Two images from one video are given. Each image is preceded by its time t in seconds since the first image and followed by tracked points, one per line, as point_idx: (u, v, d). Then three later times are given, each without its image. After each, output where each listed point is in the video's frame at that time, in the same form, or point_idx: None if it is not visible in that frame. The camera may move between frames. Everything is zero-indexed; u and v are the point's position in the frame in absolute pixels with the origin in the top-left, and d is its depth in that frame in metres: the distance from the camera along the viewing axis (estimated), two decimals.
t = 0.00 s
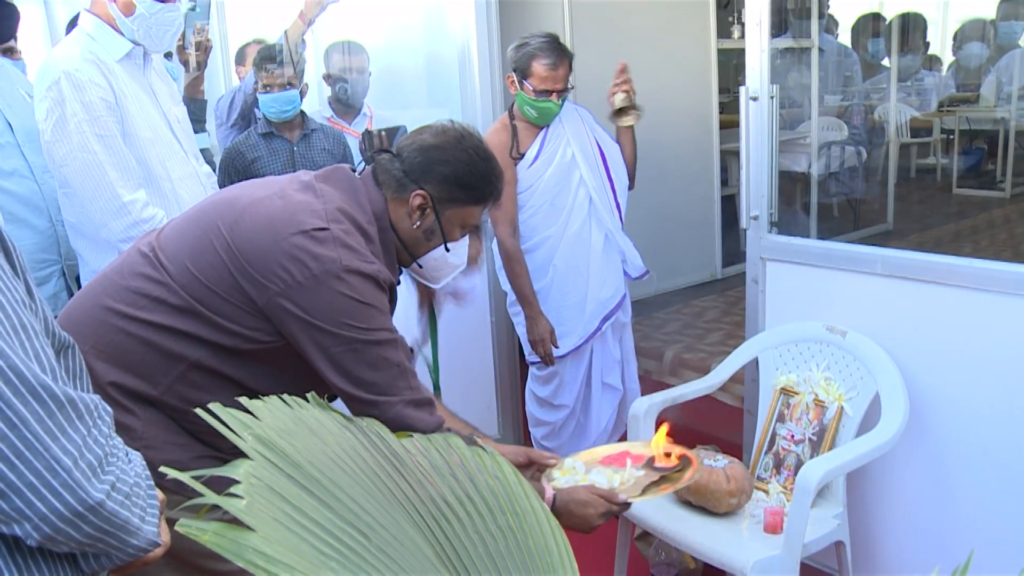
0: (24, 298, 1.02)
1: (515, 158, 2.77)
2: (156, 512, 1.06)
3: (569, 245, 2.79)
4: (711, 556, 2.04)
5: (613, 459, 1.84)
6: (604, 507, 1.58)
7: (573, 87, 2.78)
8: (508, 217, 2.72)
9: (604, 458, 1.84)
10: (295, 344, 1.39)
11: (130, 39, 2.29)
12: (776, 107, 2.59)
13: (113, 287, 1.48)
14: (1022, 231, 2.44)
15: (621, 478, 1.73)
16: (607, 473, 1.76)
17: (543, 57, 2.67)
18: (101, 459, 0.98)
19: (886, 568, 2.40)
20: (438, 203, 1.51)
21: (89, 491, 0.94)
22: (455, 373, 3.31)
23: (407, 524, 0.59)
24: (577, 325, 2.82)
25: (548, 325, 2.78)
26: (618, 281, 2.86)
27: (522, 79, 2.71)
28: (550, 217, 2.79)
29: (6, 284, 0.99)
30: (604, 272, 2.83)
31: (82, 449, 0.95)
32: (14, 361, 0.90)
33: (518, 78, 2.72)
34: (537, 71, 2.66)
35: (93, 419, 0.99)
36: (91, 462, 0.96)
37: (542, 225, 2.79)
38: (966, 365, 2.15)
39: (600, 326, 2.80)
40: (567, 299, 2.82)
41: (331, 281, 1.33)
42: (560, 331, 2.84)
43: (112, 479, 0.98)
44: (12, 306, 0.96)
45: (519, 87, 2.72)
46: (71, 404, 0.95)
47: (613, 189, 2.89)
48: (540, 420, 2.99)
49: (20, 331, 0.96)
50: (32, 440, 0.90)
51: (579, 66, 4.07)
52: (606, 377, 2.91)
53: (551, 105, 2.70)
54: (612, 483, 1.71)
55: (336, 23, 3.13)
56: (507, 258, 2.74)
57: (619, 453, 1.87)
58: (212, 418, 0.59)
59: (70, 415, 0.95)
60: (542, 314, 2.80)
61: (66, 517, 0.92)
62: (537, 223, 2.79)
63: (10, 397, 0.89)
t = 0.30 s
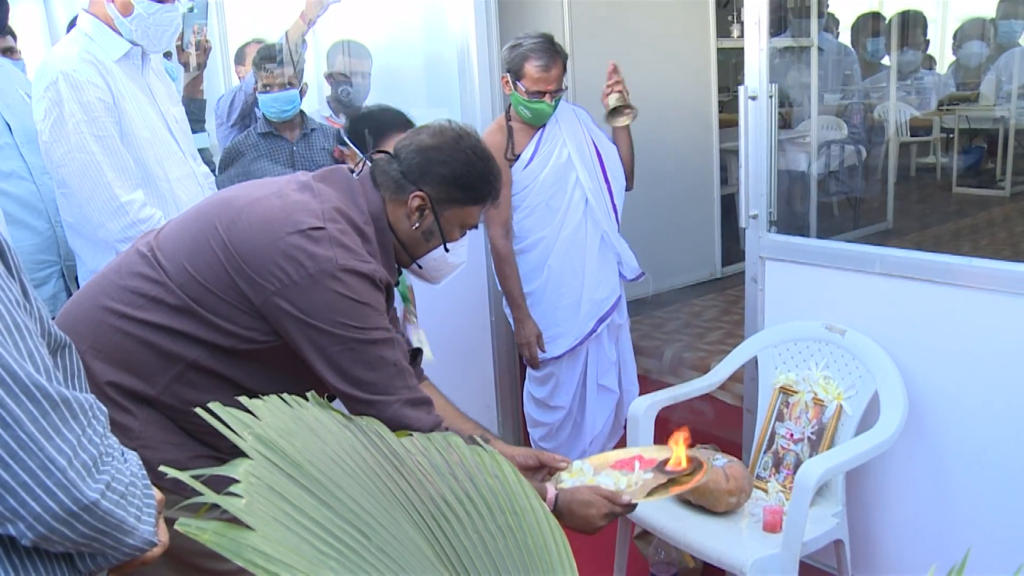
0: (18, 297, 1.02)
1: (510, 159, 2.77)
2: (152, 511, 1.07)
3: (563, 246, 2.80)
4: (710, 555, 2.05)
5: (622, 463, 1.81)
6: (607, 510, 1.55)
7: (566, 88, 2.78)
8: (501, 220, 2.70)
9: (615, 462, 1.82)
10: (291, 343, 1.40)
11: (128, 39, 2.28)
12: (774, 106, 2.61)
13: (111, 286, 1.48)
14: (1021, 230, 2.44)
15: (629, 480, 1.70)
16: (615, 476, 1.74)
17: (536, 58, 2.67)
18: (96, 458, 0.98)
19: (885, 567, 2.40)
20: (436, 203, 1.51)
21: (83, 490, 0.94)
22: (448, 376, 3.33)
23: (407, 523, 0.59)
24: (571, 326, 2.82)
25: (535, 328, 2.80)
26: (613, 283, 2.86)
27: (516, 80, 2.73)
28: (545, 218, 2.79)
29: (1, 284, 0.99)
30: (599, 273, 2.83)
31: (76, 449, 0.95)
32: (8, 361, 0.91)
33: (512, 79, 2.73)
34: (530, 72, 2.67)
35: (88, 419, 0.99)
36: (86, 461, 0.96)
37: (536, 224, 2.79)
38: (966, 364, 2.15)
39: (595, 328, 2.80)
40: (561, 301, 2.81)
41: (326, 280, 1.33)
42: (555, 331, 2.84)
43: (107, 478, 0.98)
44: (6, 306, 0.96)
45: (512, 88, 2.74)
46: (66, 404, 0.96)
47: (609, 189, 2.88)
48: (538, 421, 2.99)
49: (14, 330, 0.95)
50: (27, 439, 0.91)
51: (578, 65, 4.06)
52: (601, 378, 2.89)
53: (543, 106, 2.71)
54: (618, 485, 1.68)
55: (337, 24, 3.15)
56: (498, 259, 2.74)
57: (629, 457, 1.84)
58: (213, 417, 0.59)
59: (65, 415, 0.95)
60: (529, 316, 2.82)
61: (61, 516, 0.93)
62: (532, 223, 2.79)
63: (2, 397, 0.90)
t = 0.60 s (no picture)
0: (13, 302, 1.02)
1: (504, 164, 2.78)
2: (147, 514, 1.07)
3: (559, 249, 2.80)
4: (710, 557, 2.04)
5: (597, 484, 1.86)
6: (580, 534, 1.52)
7: (558, 93, 2.78)
8: (494, 223, 2.73)
9: (589, 483, 1.86)
10: (292, 351, 1.40)
11: (125, 42, 2.29)
12: (772, 108, 2.62)
13: (113, 289, 1.48)
14: (1019, 232, 2.44)
15: (602, 504, 1.73)
16: (589, 498, 1.78)
17: (529, 62, 2.67)
18: (90, 462, 0.98)
19: (883, 568, 2.40)
20: (437, 211, 1.52)
21: (78, 494, 0.95)
22: (440, 379, 3.30)
23: (405, 525, 0.59)
24: (563, 330, 2.83)
25: (526, 330, 2.82)
26: (607, 288, 2.86)
27: (509, 83, 2.73)
28: (540, 221, 2.79)
29: None
30: (593, 277, 2.83)
31: (71, 452, 0.95)
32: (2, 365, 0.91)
33: (505, 82, 2.73)
34: (523, 75, 2.67)
35: (82, 422, 0.99)
36: (81, 465, 0.96)
37: (530, 229, 2.80)
38: (963, 365, 2.15)
39: (587, 333, 2.81)
40: (555, 305, 2.82)
41: (332, 293, 1.34)
42: (548, 335, 2.84)
43: (102, 481, 0.99)
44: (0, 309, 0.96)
45: (507, 91, 2.74)
46: (60, 407, 0.95)
47: (604, 193, 2.87)
48: (535, 424, 2.98)
49: (8, 334, 0.95)
50: (20, 443, 0.91)
51: (576, 68, 4.07)
52: (596, 382, 2.90)
53: (537, 110, 2.70)
54: (592, 510, 1.71)
55: (335, 27, 3.15)
56: (489, 262, 2.76)
57: (604, 478, 1.89)
58: (213, 419, 0.59)
59: (59, 419, 0.95)
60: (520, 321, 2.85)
61: (55, 520, 0.93)
62: (524, 228, 2.80)
63: None
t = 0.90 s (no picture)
0: (7, 302, 1.01)
1: (505, 163, 2.78)
2: (142, 514, 1.07)
3: (557, 251, 2.80)
4: (706, 557, 2.04)
5: (562, 470, 1.90)
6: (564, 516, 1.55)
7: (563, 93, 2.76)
8: (492, 223, 2.75)
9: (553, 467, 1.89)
10: (297, 351, 1.41)
11: (121, 42, 2.29)
12: (770, 108, 2.60)
13: (113, 288, 1.48)
14: (1017, 232, 2.44)
15: (575, 488, 1.79)
16: (560, 484, 1.80)
17: (533, 61, 2.67)
18: (85, 462, 0.98)
19: (881, 568, 2.40)
20: (435, 210, 1.52)
21: (72, 493, 0.95)
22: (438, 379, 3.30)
23: (402, 526, 0.59)
24: (561, 331, 2.83)
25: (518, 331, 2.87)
26: (606, 290, 2.85)
27: (514, 82, 2.73)
28: (540, 221, 2.79)
29: None
30: (592, 280, 2.82)
31: (65, 452, 0.95)
32: None
33: (510, 80, 2.74)
34: (527, 75, 2.68)
35: (77, 422, 0.99)
36: (75, 465, 0.96)
37: (530, 229, 2.80)
38: (961, 365, 2.15)
39: (584, 335, 2.81)
40: (554, 305, 2.82)
41: (339, 294, 1.35)
42: (546, 336, 2.85)
43: (96, 481, 0.98)
44: None
45: (512, 90, 2.74)
46: (54, 407, 0.95)
47: (607, 195, 2.86)
48: (531, 423, 3.00)
49: (3, 334, 0.95)
50: (14, 443, 0.91)
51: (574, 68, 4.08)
52: (591, 385, 2.89)
53: (539, 110, 2.71)
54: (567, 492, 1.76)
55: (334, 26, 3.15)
56: (486, 261, 2.80)
57: (566, 464, 1.91)
58: (210, 420, 0.59)
59: (53, 419, 0.95)
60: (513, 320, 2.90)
61: (49, 520, 0.93)
62: (524, 228, 2.80)
63: None
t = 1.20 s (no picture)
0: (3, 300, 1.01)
1: (517, 159, 2.79)
2: (141, 512, 1.07)
3: (566, 251, 2.80)
4: (705, 556, 2.04)
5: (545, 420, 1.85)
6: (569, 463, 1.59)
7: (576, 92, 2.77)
8: (501, 218, 2.80)
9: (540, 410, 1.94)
10: (303, 338, 1.42)
11: (118, 41, 2.29)
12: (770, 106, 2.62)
13: (112, 285, 1.47)
14: (1017, 231, 2.44)
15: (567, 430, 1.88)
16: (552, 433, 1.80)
17: (550, 57, 2.65)
18: (82, 460, 0.98)
19: (881, 567, 2.40)
20: (427, 192, 1.53)
21: (69, 492, 0.95)
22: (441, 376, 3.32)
23: (402, 525, 0.59)
24: (569, 331, 2.83)
25: (525, 329, 2.89)
26: (615, 291, 2.84)
27: (530, 78, 2.72)
28: (550, 220, 2.80)
29: None
30: (602, 278, 2.82)
31: (61, 451, 0.95)
32: None
33: (525, 77, 2.73)
34: (543, 71, 2.66)
35: (74, 420, 0.99)
36: (72, 463, 0.96)
37: (541, 227, 2.80)
38: (960, 364, 2.16)
39: (594, 335, 2.81)
40: (562, 305, 2.82)
41: (341, 276, 1.36)
42: (553, 337, 2.85)
43: (93, 479, 0.99)
44: None
45: (528, 85, 2.73)
46: (51, 405, 0.95)
47: (618, 195, 2.86)
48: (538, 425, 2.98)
49: None
50: (10, 441, 0.91)
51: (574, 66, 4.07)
52: (599, 386, 2.89)
53: (555, 106, 2.71)
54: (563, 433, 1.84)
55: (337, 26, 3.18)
56: (495, 257, 2.84)
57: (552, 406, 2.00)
58: (209, 419, 0.60)
59: (50, 417, 0.95)
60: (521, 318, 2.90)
61: (46, 518, 0.93)
62: (535, 226, 2.80)
63: None
